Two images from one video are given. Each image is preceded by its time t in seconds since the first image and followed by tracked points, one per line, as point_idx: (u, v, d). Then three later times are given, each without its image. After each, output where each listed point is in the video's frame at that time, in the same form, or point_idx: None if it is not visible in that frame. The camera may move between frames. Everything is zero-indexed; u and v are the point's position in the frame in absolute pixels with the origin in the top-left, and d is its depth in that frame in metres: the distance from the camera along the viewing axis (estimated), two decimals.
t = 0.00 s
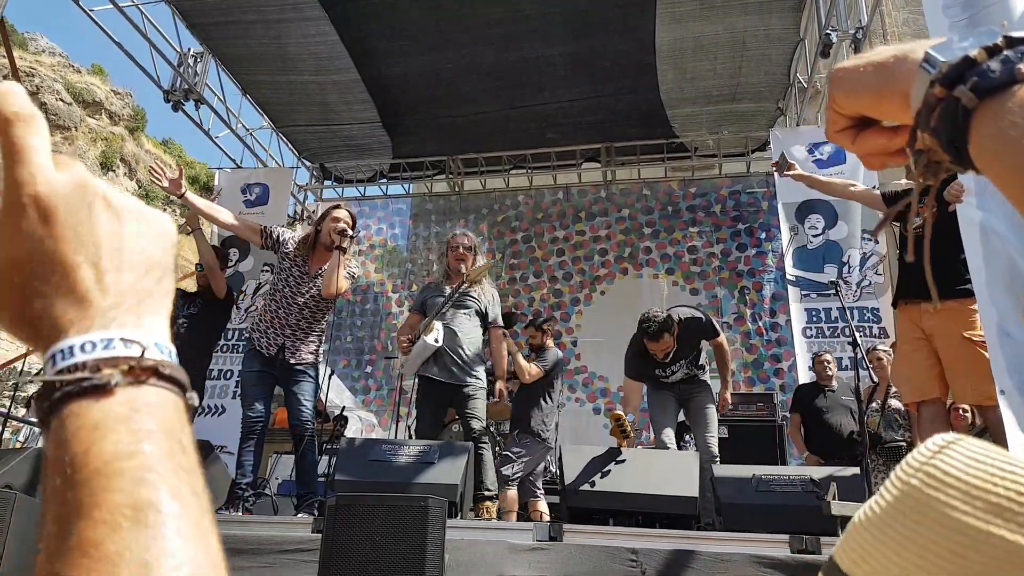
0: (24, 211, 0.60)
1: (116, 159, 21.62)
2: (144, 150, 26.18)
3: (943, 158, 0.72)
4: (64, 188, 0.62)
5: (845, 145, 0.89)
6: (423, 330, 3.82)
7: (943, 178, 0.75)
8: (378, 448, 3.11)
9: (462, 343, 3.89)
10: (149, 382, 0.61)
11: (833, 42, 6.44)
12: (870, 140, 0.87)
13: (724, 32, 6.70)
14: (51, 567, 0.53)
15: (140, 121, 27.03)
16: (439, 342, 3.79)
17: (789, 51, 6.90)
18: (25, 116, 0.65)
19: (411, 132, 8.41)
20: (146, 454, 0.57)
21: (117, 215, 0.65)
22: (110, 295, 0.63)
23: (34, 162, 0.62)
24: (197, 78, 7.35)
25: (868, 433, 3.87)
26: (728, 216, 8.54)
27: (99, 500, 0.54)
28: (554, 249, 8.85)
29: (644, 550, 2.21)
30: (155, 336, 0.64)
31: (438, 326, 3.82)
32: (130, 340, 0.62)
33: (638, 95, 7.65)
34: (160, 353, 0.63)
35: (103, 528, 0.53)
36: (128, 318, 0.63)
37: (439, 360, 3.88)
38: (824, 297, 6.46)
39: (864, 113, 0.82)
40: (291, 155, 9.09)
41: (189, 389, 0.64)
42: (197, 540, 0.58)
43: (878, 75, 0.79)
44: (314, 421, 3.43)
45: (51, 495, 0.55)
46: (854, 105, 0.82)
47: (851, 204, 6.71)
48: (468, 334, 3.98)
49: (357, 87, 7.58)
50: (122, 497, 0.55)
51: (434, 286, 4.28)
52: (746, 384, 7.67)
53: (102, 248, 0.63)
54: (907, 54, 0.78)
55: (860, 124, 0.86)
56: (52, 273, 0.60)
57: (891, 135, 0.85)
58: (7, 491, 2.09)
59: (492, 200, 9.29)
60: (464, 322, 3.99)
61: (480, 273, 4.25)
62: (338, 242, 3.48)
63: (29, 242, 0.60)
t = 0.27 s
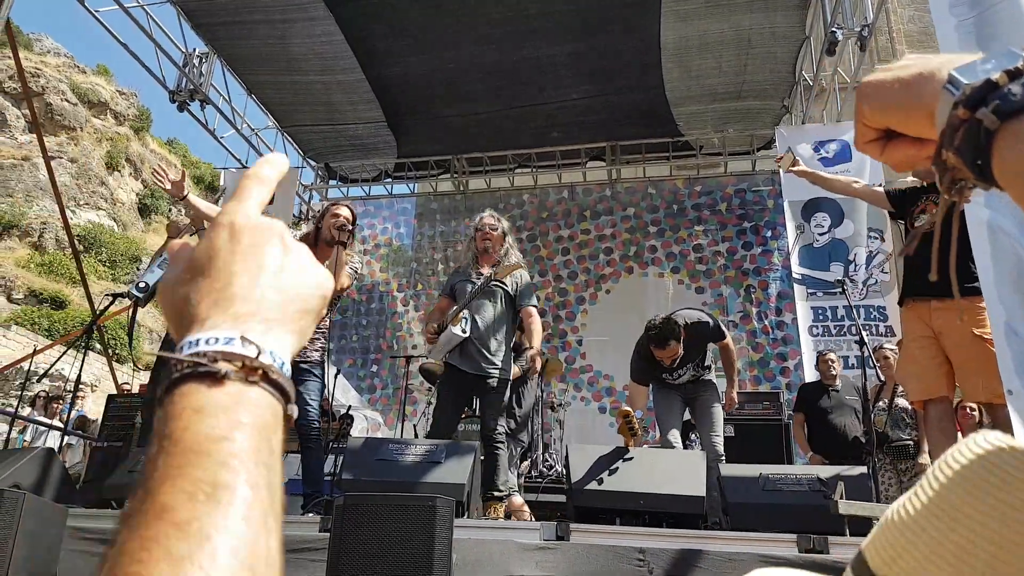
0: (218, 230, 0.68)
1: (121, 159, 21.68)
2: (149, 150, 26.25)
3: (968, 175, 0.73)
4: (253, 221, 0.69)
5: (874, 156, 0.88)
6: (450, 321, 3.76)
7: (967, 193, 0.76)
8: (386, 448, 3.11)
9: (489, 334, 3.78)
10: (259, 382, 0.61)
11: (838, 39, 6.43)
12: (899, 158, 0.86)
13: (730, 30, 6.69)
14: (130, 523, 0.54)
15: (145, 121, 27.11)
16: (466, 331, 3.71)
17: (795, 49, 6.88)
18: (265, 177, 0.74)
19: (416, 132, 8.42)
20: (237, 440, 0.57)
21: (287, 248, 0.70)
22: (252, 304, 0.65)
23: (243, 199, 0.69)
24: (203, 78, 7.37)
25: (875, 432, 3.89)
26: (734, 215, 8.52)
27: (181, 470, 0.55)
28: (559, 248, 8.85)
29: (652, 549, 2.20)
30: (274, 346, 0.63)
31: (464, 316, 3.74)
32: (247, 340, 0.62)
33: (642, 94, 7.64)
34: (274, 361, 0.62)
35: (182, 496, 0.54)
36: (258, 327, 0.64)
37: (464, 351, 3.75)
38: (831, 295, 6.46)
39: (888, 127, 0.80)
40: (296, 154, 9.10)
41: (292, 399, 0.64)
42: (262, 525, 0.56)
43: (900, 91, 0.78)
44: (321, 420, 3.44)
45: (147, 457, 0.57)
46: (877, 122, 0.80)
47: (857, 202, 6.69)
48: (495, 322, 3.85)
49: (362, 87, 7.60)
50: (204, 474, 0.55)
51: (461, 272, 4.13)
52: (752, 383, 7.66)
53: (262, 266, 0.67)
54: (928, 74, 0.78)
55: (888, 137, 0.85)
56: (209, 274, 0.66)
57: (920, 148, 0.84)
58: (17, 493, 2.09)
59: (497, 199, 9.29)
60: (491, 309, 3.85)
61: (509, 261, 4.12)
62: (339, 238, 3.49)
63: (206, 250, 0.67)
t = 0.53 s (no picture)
0: (172, 207, 0.67)
1: (129, 160, 21.73)
2: (156, 151, 26.34)
3: (1002, 183, 0.77)
4: (210, 191, 0.69)
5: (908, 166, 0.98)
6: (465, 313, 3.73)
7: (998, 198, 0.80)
8: (394, 448, 3.12)
9: (504, 326, 3.77)
10: (257, 376, 0.66)
11: (846, 36, 6.40)
12: (938, 157, 0.96)
13: (736, 27, 6.67)
14: (151, 532, 0.58)
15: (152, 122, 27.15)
16: (481, 323, 3.69)
17: (802, 46, 6.86)
18: (186, 116, 0.67)
19: (422, 131, 8.42)
20: (249, 444, 0.62)
21: (254, 219, 0.71)
22: (235, 291, 0.68)
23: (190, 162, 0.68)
24: (210, 79, 7.39)
25: (884, 430, 3.82)
26: (741, 212, 8.50)
27: (197, 480, 0.59)
28: (566, 247, 8.84)
29: (660, 548, 2.20)
30: (270, 335, 0.69)
31: (479, 305, 3.73)
32: (240, 335, 0.66)
33: (649, 92, 7.62)
34: (270, 351, 0.68)
35: (200, 505, 0.59)
36: (245, 315, 0.69)
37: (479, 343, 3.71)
38: (839, 293, 6.42)
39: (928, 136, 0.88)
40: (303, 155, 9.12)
41: (295, 388, 0.69)
42: (285, 527, 0.63)
43: (941, 99, 0.84)
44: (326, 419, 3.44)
45: (156, 467, 0.61)
46: (916, 128, 0.88)
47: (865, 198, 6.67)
48: (509, 313, 3.84)
49: (369, 87, 7.61)
50: (220, 482, 0.60)
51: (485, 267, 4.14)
52: (760, 381, 7.64)
53: (235, 246, 0.69)
54: (966, 82, 0.83)
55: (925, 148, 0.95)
56: (183, 262, 0.67)
57: (954, 159, 0.94)
58: (26, 496, 2.09)
59: (503, 198, 9.30)
60: (502, 300, 3.85)
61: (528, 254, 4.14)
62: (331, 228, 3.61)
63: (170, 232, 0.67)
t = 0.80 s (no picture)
0: (150, 224, 0.65)
1: (128, 155, 21.70)
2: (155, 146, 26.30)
3: None
4: (189, 206, 0.66)
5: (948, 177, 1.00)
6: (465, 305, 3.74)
7: None
8: (391, 445, 3.12)
9: (504, 320, 3.77)
10: (244, 400, 0.64)
11: (846, 37, 6.40)
12: (979, 171, 1.01)
13: (737, 27, 6.68)
14: None
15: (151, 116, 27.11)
16: (480, 316, 3.70)
17: (803, 47, 6.87)
18: (178, 138, 0.68)
19: (422, 129, 8.42)
20: (244, 474, 0.59)
21: (238, 235, 0.69)
22: (217, 310, 0.65)
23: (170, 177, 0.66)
24: (210, 73, 7.39)
25: (881, 431, 3.84)
26: (740, 213, 8.51)
27: (193, 519, 0.57)
28: (566, 246, 8.85)
29: (658, 546, 2.21)
30: (253, 353, 0.67)
31: (479, 299, 3.74)
32: (226, 357, 0.64)
33: (649, 91, 7.63)
34: (255, 372, 0.66)
35: (201, 548, 0.56)
36: (229, 335, 0.66)
37: (477, 336, 3.74)
38: (836, 294, 6.43)
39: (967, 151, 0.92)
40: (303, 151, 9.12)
41: (281, 407, 0.67)
42: (289, 557, 0.60)
43: (987, 119, 0.88)
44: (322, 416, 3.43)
45: (148, 504, 0.58)
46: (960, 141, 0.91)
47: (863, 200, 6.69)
48: (509, 306, 3.85)
49: (369, 84, 7.61)
50: (217, 518, 0.57)
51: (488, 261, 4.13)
52: (758, 381, 7.67)
53: (214, 263, 0.66)
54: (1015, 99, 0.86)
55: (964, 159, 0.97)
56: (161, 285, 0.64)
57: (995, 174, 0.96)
58: (19, 491, 2.10)
59: (503, 196, 9.30)
60: (503, 292, 3.86)
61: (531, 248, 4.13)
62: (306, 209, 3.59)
63: (148, 250, 0.64)
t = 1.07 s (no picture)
0: (256, 251, 0.74)
1: (121, 155, 21.60)
2: (148, 146, 26.20)
3: None
4: (289, 240, 0.75)
5: None
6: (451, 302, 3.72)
7: None
8: (388, 445, 3.11)
9: (492, 314, 3.75)
10: (299, 401, 0.65)
11: (840, 36, 6.40)
12: None
13: (731, 26, 6.68)
14: (177, 540, 0.58)
15: (145, 116, 27.01)
16: (467, 311, 3.68)
17: (797, 45, 6.87)
18: (299, 202, 0.80)
19: (417, 128, 8.41)
20: (278, 462, 0.61)
21: (325, 266, 0.76)
22: (293, 324, 0.71)
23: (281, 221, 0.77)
24: (204, 72, 7.35)
25: (876, 428, 3.85)
26: (735, 211, 8.51)
27: (226, 493, 0.59)
28: (562, 244, 8.85)
29: (654, 544, 2.21)
30: (321, 366, 0.70)
31: (465, 295, 3.72)
32: (287, 359, 0.68)
33: (644, 90, 7.63)
34: (316, 379, 0.68)
35: (226, 518, 0.58)
36: (299, 344, 0.70)
37: (465, 333, 3.72)
38: (831, 292, 6.44)
39: None
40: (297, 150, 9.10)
41: (336, 418, 0.68)
42: (309, 551, 0.60)
43: None
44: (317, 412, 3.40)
45: (193, 481, 0.61)
46: None
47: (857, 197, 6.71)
48: (499, 300, 3.82)
49: (364, 82, 7.59)
50: (248, 496, 0.59)
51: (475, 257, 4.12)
52: (752, 379, 7.71)
53: (301, 285, 0.73)
54: None
55: None
56: (251, 300, 0.72)
57: None
58: (12, 493, 2.09)
59: (498, 195, 9.30)
60: (490, 288, 3.85)
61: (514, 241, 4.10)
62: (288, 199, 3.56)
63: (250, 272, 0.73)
